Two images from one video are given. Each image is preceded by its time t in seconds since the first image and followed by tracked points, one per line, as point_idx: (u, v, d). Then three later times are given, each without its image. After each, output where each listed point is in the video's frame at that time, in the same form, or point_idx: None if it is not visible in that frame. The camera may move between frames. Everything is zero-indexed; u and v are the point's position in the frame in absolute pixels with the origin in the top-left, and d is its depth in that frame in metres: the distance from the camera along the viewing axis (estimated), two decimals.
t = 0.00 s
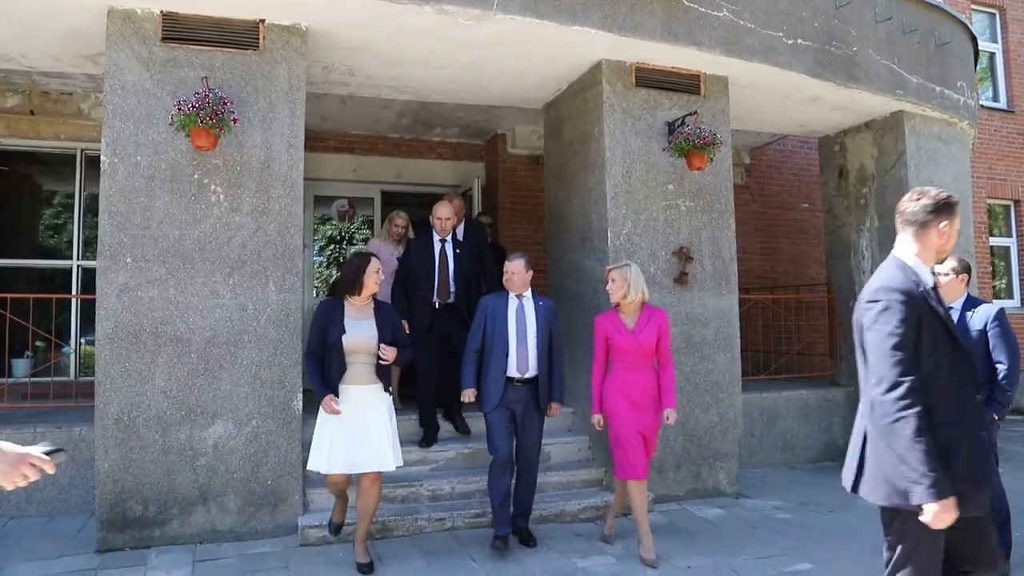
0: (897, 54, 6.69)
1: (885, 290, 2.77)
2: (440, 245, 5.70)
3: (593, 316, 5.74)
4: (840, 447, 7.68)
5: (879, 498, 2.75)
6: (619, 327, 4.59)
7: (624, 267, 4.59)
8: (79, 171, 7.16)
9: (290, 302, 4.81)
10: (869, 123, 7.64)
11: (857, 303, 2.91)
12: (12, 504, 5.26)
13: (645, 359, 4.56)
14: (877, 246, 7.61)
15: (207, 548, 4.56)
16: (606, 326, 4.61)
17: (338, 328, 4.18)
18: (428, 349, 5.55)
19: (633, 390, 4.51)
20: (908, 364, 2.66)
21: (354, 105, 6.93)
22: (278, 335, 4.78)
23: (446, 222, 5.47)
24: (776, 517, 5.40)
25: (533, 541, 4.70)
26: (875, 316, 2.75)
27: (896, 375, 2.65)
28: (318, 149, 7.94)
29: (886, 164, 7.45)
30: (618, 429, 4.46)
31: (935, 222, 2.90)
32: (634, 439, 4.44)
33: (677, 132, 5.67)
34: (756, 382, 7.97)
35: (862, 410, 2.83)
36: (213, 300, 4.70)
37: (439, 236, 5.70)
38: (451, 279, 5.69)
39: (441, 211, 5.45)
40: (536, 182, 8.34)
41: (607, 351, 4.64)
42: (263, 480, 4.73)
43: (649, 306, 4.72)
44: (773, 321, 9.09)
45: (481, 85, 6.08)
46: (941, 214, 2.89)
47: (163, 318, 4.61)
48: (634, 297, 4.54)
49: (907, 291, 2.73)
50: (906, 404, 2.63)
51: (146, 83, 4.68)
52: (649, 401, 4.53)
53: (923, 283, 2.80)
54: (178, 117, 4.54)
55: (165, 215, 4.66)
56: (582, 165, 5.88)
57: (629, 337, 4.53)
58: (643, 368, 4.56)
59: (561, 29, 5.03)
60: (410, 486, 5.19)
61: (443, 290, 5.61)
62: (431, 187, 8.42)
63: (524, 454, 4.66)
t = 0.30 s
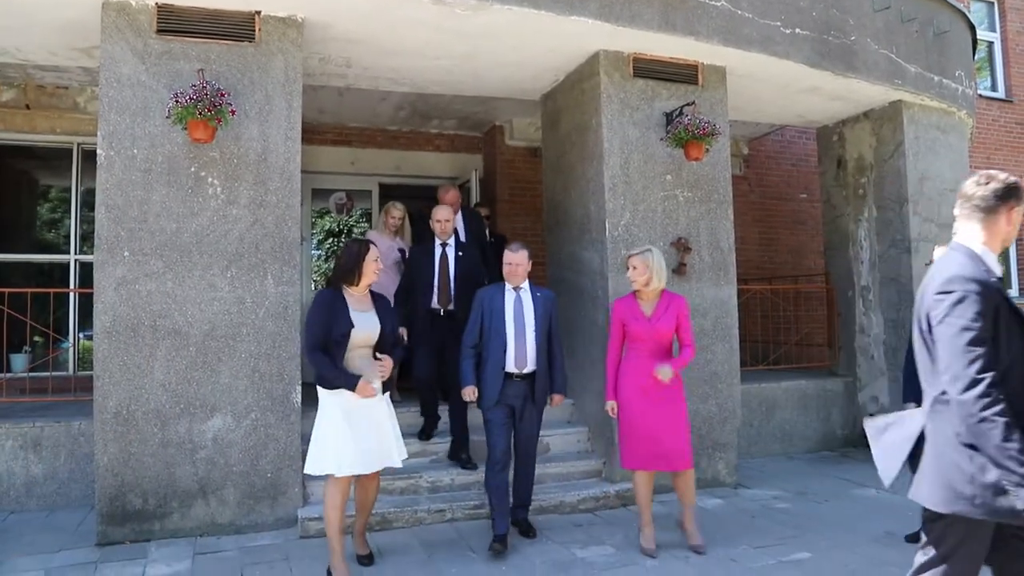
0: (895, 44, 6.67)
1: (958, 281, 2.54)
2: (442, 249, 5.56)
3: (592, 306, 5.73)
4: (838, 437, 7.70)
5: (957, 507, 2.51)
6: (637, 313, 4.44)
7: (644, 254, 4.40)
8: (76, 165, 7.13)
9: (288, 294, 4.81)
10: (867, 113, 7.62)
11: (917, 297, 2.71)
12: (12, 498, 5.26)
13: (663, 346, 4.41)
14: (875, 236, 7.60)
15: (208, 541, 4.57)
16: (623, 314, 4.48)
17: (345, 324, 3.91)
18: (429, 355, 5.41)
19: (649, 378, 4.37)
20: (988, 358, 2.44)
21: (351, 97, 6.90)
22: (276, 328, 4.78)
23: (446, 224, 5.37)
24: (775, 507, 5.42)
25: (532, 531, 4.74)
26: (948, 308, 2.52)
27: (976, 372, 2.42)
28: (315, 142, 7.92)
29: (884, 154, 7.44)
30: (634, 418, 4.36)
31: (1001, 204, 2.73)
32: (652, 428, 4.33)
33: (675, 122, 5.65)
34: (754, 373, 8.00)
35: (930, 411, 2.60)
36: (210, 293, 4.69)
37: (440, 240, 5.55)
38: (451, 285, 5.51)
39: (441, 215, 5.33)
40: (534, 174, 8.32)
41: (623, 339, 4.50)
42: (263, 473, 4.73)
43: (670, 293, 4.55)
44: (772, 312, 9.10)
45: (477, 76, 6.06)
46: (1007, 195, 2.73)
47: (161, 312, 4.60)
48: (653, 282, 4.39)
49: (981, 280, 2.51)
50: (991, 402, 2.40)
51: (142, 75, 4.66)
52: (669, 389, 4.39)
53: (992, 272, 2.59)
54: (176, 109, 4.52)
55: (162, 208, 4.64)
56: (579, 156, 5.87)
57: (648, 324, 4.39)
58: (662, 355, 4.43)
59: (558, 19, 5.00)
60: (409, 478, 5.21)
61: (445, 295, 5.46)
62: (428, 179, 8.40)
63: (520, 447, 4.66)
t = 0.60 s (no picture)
0: (894, 35, 6.65)
1: None
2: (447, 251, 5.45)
3: (590, 298, 5.72)
4: (837, 429, 7.71)
5: None
6: (661, 305, 4.35)
7: (671, 245, 4.27)
8: (73, 159, 7.11)
9: (286, 287, 4.80)
10: (866, 104, 7.60)
11: (991, 284, 2.65)
12: (11, 492, 5.26)
13: (689, 340, 4.29)
14: (875, 228, 7.59)
15: (207, 534, 4.58)
16: (647, 305, 4.40)
17: (350, 315, 3.60)
18: (430, 360, 5.29)
19: (673, 372, 4.27)
20: None
21: (349, 90, 6.87)
22: (275, 321, 4.77)
23: (451, 225, 5.35)
24: (774, 498, 5.43)
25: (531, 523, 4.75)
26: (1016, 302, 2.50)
27: None
28: (313, 134, 7.90)
29: (884, 146, 7.43)
30: (656, 411, 4.26)
31: None
32: (674, 422, 4.21)
33: (674, 113, 5.64)
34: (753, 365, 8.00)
35: (1010, 404, 2.57)
36: (209, 286, 4.68)
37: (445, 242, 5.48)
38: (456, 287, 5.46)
39: (446, 215, 5.29)
40: (532, 166, 8.30)
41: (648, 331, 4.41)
42: (262, 466, 4.73)
43: (699, 285, 4.42)
44: (770, 304, 9.13)
45: (475, 67, 6.03)
46: None
47: (159, 305, 4.60)
48: (680, 274, 4.27)
49: None
50: None
51: (139, 68, 4.64)
52: (694, 383, 4.26)
53: None
54: (172, 102, 4.50)
55: (159, 201, 4.63)
56: (578, 148, 5.86)
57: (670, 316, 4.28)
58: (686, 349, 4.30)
59: (556, 11, 4.98)
60: (408, 470, 5.21)
61: (449, 302, 5.42)
62: (427, 172, 8.39)
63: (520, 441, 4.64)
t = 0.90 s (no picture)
0: (893, 23, 6.63)
1: None
2: (433, 254, 5.33)
3: (590, 289, 5.72)
4: (837, 418, 7.73)
5: None
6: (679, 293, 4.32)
7: (688, 232, 4.21)
8: (70, 152, 7.09)
9: (285, 278, 4.80)
10: (865, 93, 7.58)
11: None
12: (13, 485, 5.27)
13: (707, 329, 4.25)
14: (874, 217, 7.58)
15: (208, 526, 4.59)
16: (668, 293, 4.38)
17: (360, 306, 3.54)
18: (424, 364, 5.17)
19: (690, 361, 4.24)
20: None
21: (346, 81, 6.84)
22: (274, 312, 4.77)
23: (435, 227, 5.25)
24: (774, 487, 5.44)
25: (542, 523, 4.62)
26: None
27: None
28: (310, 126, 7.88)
29: (883, 134, 7.41)
30: (671, 398, 4.26)
31: None
32: (687, 411, 4.21)
33: (672, 102, 5.62)
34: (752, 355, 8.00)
35: None
36: (208, 278, 4.67)
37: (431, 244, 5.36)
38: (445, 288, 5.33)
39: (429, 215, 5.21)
40: (531, 157, 8.29)
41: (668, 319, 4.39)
42: (262, 458, 4.74)
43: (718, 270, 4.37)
44: (770, 294, 9.19)
45: (473, 57, 6.01)
46: None
47: (158, 297, 4.59)
48: (697, 260, 4.22)
49: None
50: None
51: (135, 60, 4.62)
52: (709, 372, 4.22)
53: None
54: (168, 93, 4.49)
55: (157, 193, 4.62)
56: (576, 138, 5.85)
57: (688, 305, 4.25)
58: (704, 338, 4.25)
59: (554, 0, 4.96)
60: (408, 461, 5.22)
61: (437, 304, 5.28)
62: (426, 164, 8.37)
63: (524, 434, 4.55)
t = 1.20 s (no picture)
0: (892, 20, 6.62)
1: None
2: (416, 257, 5.31)
3: (589, 287, 5.71)
4: (836, 415, 7.73)
5: None
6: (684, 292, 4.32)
7: (693, 227, 4.20)
8: (68, 151, 7.09)
9: (284, 277, 4.80)
10: (864, 90, 7.57)
11: None
12: (12, 485, 5.27)
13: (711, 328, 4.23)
14: (873, 214, 7.57)
15: (208, 525, 4.59)
16: (672, 291, 4.38)
17: (372, 302, 3.53)
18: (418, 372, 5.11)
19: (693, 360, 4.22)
20: None
21: (344, 79, 6.83)
22: (273, 311, 4.76)
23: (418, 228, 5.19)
24: (773, 484, 5.44)
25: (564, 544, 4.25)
26: None
27: None
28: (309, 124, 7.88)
29: (882, 131, 7.41)
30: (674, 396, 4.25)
31: None
32: (690, 408, 4.19)
33: (671, 100, 5.62)
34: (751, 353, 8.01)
35: None
36: (206, 276, 4.67)
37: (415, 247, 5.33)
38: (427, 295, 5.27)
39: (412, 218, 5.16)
40: (530, 155, 8.28)
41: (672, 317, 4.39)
42: (261, 457, 4.73)
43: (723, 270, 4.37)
44: (769, 292, 9.18)
45: (471, 55, 6.00)
46: None
47: (157, 296, 4.59)
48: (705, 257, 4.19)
49: None
50: None
51: (133, 59, 4.61)
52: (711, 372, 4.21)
53: None
54: (166, 91, 4.48)
55: (155, 192, 4.61)
56: (575, 136, 5.84)
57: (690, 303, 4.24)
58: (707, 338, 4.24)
59: None
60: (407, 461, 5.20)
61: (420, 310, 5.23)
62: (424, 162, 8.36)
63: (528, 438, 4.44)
